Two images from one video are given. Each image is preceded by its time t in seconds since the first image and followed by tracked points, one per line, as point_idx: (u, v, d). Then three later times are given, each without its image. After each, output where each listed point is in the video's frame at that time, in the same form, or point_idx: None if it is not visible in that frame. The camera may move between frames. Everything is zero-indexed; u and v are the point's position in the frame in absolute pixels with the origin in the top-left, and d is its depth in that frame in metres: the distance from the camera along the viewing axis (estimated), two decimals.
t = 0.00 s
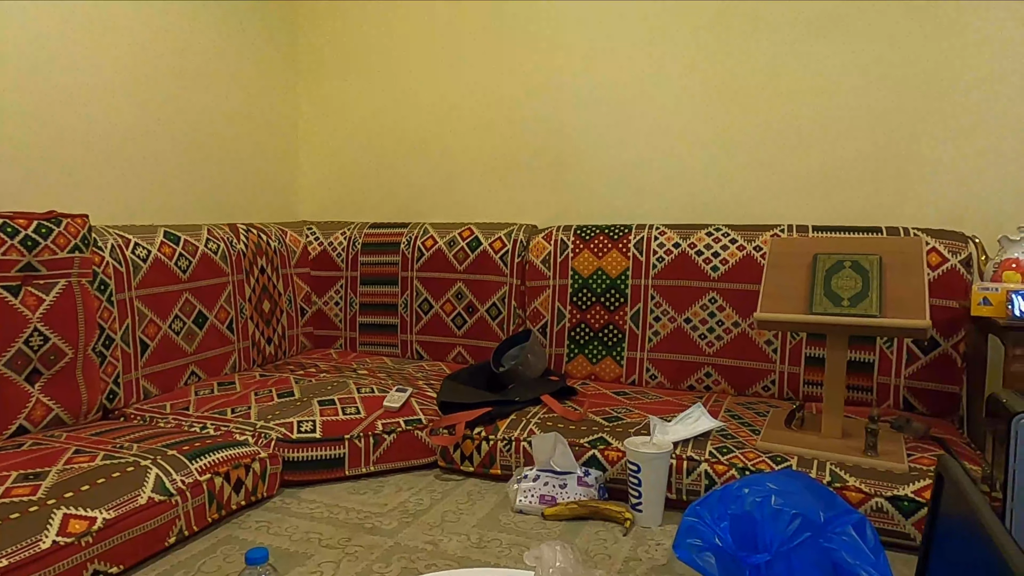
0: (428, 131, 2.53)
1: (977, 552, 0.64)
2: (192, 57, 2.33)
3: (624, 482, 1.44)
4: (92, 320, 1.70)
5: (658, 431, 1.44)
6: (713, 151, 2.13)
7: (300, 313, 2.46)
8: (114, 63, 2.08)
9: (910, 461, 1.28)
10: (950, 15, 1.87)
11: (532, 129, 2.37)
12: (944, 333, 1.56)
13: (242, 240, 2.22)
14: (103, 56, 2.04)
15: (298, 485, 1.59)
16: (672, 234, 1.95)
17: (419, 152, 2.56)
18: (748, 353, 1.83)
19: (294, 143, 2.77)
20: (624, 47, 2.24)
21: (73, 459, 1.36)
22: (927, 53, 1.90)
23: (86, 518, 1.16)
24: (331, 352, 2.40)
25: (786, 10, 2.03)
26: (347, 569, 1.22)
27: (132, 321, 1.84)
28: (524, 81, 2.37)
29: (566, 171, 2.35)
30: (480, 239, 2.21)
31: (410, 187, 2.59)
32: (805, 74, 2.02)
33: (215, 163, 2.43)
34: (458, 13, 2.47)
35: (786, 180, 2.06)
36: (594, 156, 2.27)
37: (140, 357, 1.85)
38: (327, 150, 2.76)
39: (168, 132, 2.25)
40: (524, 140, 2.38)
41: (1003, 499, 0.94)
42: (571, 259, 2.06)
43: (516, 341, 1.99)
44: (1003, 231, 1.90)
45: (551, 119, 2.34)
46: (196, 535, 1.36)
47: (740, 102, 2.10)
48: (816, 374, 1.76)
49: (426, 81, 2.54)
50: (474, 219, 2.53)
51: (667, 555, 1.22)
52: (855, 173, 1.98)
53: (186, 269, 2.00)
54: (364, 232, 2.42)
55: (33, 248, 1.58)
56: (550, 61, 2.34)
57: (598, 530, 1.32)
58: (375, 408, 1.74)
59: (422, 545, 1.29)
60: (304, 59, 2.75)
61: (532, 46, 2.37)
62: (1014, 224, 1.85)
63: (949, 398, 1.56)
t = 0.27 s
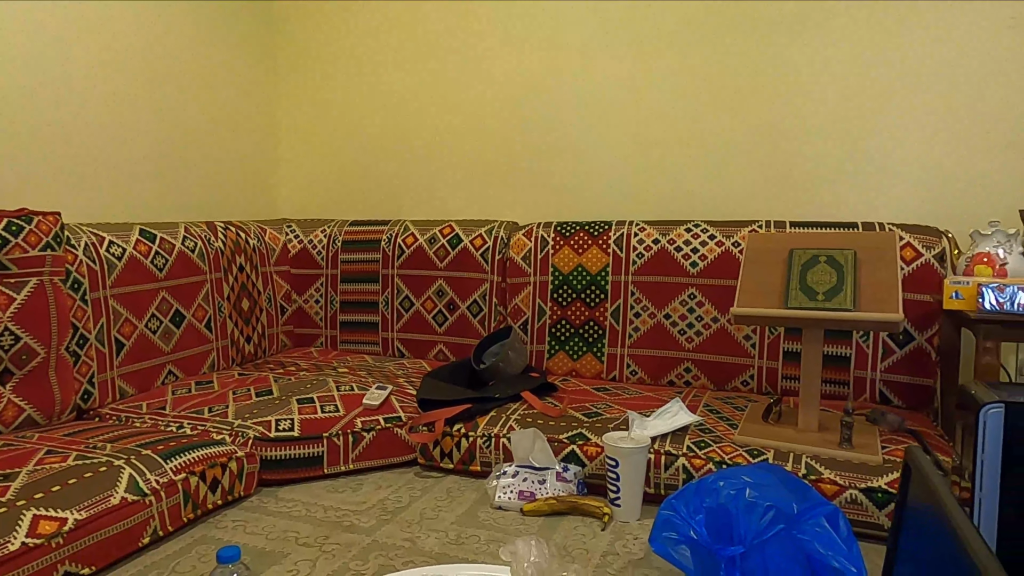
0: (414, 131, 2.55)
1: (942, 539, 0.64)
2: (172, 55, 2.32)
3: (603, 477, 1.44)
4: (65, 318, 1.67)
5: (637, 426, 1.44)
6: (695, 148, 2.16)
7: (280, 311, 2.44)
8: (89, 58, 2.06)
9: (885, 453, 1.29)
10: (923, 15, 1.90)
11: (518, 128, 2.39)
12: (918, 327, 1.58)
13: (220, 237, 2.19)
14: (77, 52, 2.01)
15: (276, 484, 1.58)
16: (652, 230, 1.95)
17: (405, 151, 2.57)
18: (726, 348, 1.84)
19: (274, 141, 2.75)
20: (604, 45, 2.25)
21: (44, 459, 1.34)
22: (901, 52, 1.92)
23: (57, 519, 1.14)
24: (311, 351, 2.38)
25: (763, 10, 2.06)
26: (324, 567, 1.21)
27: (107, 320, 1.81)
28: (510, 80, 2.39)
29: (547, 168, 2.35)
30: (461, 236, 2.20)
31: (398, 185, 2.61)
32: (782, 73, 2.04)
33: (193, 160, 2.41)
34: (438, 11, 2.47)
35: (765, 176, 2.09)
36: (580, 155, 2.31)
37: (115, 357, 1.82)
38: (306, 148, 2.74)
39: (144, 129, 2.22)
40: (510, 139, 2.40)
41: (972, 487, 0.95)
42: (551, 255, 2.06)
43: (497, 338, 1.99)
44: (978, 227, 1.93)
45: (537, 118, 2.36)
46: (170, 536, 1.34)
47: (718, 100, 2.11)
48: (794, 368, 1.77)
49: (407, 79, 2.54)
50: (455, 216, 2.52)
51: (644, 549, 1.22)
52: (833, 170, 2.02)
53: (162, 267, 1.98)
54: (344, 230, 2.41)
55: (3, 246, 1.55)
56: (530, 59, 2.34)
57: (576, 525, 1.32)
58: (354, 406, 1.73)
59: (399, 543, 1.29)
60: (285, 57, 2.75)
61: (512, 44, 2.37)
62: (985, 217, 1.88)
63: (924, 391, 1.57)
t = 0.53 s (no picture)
0: (389, 126, 2.53)
1: (892, 528, 0.66)
2: (147, 47, 2.28)
3: (575, 471, 1.46)
4: (31, 315, 1.65)
5: (608, 421, 1.46)
6: (667, 146, 2.17)
7: (254, 308, 2.42)
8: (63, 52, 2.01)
9: (849, 445, 1.32)
10: (890, 15, 1.92)
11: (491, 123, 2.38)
12: (884, 321, 1.61)
13: (192, 233, 2.17)
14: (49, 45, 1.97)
15: (249, 480, 1.57)
16: (625, 226, 1.97)
17: (378, 146, 2.55)
18: (698, 343, 1.86)
19: (248, 136, 2.72)
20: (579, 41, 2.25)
21: (9, 458, 1.32)
22: (870, 51, 1.95)
23: (22, 518, 1.13)
24: (286, 347, 2.37)
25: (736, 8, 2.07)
26: (295, 563, 1.21)
27: (76, 317, 1.79)
28: (484, 76, 2.38)
29: (522, 164, 2.35)
30: (436, 232, 2.20)
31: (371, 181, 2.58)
32: (754, 71, 2.06)
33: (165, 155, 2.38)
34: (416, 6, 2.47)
35: (736, 174, 2.10)
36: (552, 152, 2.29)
37: (85, 354, 1.80)
38: (281, 143, 2.72)
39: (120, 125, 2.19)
40: (484, 134, 2.39)
41: (930, 477, 1.01)
42: (526, 251, 2.06)
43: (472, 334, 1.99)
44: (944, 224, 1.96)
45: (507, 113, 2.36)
46: (140, 534, 1.33)
47: (692, 98, 2.13)
48: (764, 363, 1.80)
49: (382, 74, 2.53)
50: (431, 212, 2.52)
51: (614, 541, 1.24)
52: (804, 168, 2.03)
53: (133, 263, 1.96)
54: (319, 226, 2.39)
55: None
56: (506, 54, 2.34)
57: (548, 519, 1.33)
58: (328, 402, 1.73)
59: (372, 538, 1.29)
60: (260, 50, 2.72)
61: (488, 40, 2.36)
62: (951, 216, 1.90)
63: (889, 384, 1.61)
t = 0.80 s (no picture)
0: (363, 126, 2.52)
1: (845, 523, 0.68)
2: (120, 47, 2.25)
3: (546, 471, 1.48)
4: None
5: (580, 421, 1.48)
6: (640, 150, 2.20)
7: (227, 309, 2.41)
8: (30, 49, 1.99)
9: (812, 444, 1.36)
10: (855, 25, 1.97)
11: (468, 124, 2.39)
12: (847, 323, 1.66)
13: (163, 234, 2.15)
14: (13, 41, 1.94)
15: (220, 483, 1.57)
16: (598, 229, 2.00)
17: (352, 147, 2.55)
18: (669, 345, 1.89)
19: (220, 135, 2.70)
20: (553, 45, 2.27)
21: None
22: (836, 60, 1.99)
23: None
24: (259, 349, 2.36)
25: (707, 15, 2.11)
26: (266, 564, 1.21)
27: (43, 318, 1.76)
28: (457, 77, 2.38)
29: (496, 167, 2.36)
30: (411, 234, 2.21)
31: (345, 182, 2.58)
32: (724, 77, 2.10)
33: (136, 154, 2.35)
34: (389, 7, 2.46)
35: (705, 179, 2.13)
36: (528, 154, 2.31)
37: (52, 355, 1.78)
38: (254, 143, 2.70)
39: (85, 122, 2.16)
40: (459, 136, 2.39)
41: (886, 472, 1.07)
42: (500, 254, 2.08)
43: (446, 335, 2.00)
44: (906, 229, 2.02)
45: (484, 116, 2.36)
46: (109, 537, 1.32)
47: (663, 103, 2.16)
48: (732, 364, 1.84)
49: (356, 75, 2.52)
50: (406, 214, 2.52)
51: (585, 539, 1.26)
52: (771, 173, 2.07)
53: (102, 264, 1.93)
54: (292, 227, 2.38)
55: None
56: (480, 57, 2.35)
57: (520, 518, 1.35)
58: (301, 404, 1.73)
59: (344, 539, 1.30)
60: (233, 49, 2.69)
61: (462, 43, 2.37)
62: (911, 222, 1.96)
63: (852, 384, 1.66)
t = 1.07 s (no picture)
0: (341, 129, 2.52)
1: (811, 517, 0.71)
2: (94, 48, 2.23)
3: (524, 471, 1.50)
4: None
5: (557, 421, 1.50)
6: (616, 154, 2.22)
7: (203, 311, 2.39)
8: None
9: (783, 441, 1.39)
10: (825, 33, 2.02)
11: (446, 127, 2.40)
12: (817, 324, 1.70)
13: (138, 236, 2.13)
14: None
15: (197, 486, 1.56)
16: (575, 232, 2.02)
17: (330, 149, 2.54)
18: (645, 345, 1.92)
19: (196, 136, 2.68)
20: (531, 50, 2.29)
21: None
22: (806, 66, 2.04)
23: None
24: (235, 351, 2.34)
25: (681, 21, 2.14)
26: (245, 567, 1.21)
27: (15, 321, 1.74)
28: (435, 81, 2.40)
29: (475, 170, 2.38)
30: (389, 236, 2.22)
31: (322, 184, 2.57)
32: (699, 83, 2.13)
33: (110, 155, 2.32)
34: (367, 10, 2.46)
35: (680, 183, 2.17)
36: (506, 158, 2.33)
37: (24, 359, 1.76)
38: (230, 144, 2.68)
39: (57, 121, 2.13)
40: (437, 139, 2.40)
41: (852, 469, 1.10)
42: (479, 256, 2.10)
43: (425, 337, 2.01)
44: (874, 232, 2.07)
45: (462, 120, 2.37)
46: (84, 542, 1.31)
47: (639, 107, 2.19)
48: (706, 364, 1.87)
49: (334, 78, 2.52)
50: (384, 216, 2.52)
51: (562, 537, 1.28)
52: (744, 177, 2.11)
53: (75, 266, 1.91)
54: (270, 229, 2.38)
55: None
56: (459, 61, 2.37)
57: (498, 517, 1.36)
58: (279, 406, 1.73)
59: (323, 540, 1.30)
60: (209, 51, 2.67)
61: (441, 46, 2.38)
62: (879, 225, 2.01)
63: (822, 384, 1.70)
